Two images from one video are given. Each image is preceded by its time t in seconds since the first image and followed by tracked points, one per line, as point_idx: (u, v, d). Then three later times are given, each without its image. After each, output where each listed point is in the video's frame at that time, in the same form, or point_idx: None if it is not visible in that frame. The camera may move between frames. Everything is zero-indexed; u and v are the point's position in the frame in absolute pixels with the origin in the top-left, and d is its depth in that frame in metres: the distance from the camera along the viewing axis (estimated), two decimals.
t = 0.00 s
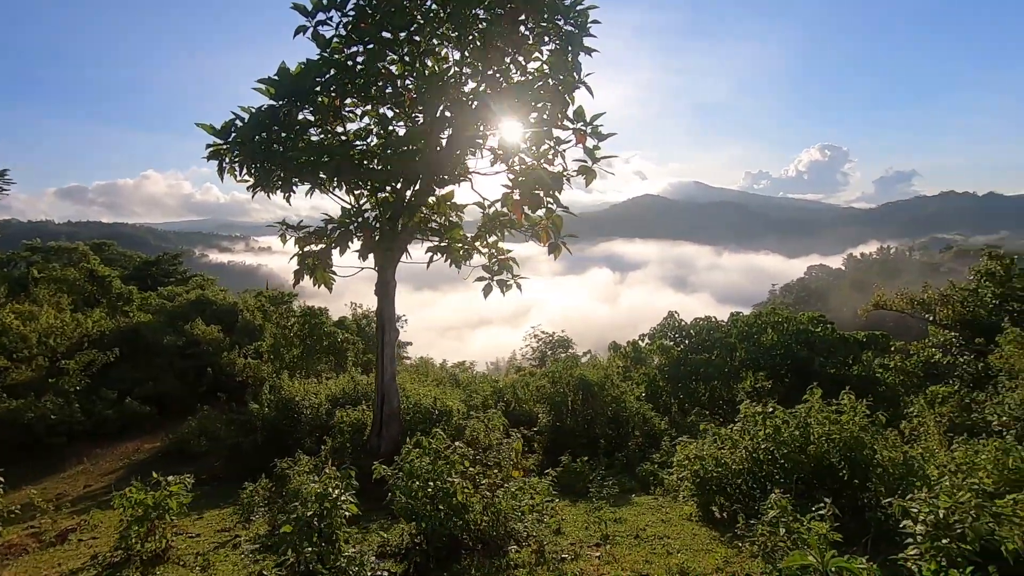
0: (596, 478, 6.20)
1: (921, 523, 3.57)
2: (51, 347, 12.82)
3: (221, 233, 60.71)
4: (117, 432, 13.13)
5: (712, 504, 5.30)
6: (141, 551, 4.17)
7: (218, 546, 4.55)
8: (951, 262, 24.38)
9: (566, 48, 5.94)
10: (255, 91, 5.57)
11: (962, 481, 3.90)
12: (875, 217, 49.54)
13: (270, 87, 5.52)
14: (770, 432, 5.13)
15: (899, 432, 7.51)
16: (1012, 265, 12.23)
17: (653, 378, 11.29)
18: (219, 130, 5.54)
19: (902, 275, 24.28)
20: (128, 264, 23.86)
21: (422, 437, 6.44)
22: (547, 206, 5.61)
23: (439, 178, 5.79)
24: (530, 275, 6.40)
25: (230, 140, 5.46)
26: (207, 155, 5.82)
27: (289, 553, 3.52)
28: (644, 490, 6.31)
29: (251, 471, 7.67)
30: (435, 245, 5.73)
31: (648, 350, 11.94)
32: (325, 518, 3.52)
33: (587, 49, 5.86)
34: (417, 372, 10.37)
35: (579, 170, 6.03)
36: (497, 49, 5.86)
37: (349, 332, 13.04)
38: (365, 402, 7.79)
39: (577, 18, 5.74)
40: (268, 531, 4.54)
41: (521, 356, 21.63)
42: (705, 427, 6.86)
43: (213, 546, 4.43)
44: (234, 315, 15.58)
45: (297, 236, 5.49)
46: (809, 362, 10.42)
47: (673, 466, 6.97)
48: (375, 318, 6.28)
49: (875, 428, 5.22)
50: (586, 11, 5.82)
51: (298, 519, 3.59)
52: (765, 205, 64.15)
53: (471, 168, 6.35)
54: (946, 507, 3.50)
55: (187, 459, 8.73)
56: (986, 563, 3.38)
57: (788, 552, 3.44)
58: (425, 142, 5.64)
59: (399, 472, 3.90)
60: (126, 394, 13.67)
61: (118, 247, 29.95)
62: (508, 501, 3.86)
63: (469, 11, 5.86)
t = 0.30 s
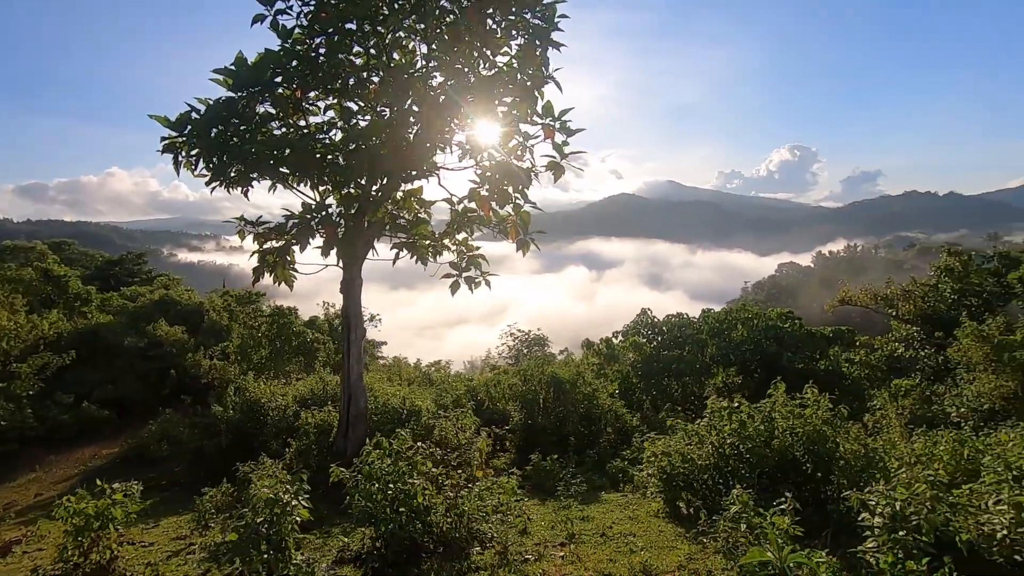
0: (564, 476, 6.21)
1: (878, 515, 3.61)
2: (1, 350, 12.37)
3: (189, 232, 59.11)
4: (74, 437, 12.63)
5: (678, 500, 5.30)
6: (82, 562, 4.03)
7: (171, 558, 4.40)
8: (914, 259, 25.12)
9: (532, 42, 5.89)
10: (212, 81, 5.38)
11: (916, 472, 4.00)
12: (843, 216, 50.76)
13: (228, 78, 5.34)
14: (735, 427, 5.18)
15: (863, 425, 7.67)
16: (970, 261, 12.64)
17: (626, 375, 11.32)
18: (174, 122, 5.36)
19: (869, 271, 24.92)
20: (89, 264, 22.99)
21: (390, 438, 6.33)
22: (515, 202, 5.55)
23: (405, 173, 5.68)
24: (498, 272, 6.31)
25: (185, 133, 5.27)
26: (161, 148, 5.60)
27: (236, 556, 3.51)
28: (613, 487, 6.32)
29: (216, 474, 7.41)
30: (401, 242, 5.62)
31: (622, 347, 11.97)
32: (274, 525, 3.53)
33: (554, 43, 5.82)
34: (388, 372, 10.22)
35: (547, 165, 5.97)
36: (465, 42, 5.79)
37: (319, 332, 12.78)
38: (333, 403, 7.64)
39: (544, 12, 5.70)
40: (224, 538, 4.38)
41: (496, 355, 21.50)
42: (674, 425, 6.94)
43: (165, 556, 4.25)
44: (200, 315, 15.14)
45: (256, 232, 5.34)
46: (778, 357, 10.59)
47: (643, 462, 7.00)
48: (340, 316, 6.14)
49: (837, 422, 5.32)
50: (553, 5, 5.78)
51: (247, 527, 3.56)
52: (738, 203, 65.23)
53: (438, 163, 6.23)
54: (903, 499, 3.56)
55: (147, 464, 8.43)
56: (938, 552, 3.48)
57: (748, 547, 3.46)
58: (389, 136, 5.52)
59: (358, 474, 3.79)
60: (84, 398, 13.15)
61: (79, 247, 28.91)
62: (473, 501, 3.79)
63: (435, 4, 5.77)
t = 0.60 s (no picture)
0: (541, 486, 6.24)
1: (848, 530, 3.58)
2: None
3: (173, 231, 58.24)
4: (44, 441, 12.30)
5: (653, 509, 5.27)
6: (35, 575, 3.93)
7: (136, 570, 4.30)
8: (897, 267, 25.44)
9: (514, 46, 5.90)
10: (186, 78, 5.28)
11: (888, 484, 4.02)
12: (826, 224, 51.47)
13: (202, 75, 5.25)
14: (711, 436, 5.20)
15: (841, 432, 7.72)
16: (948, 270, 12.83)
17: (610, 381, 11.27)
18: (145, 120, 5.24)
19: (851, 279, 25.21)
20: (66, 264, 22.50)
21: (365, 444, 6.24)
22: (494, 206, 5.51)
23: (383, 175, 5.60)
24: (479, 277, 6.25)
25: (157, 131, 5.17)
26: (133, 145, 5.49)
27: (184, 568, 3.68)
28: (590, 496, 6.30)
29: (186, 481, 7.18)
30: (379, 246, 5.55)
31: (606, 352, 11.93)
32: (228, 540, 3.65)
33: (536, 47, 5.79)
34: (369, 377, 10.11)
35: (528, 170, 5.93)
36: (446, 44, 5.76)
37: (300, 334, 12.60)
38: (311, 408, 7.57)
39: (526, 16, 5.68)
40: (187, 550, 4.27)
41: (482, 358, 21.32)
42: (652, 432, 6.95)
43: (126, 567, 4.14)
44: (179, 317, 14.87)
45: (228, 234, 5.26)
46: (760, 364, 10.65)
47: (622, 470, 6.99)
48: (317, 320, 6.06)
49: (814, 432, 5.40)
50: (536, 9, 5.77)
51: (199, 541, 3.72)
52: (725, 210, 65.87)
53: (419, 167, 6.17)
54: (873, 514, 3.57)
55: (119, 470, 8.20)
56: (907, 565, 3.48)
57: (717, 562, 3.44)
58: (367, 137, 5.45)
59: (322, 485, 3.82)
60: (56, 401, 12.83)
61: (57, 245, 28.23)
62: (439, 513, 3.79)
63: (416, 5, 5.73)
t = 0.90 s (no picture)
0: (525, 492, 6.29)
1: (824, 538, 3.65)
2: None
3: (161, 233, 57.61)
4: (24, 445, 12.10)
5: (635, 516, 5.32)
6: None
7: None
8: (885, 272, 25.67)
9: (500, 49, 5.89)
10: (167, 78, 5.24)
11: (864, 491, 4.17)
12: (815, 229, 51.91)
13: (182, 75, 5.22)
14: (692, 441, 5.26)
15: (826, 436, 7.76)
16: (933, 275, 12.96)
17: (598, 385, 11.25)
18: (124, 120, 5.20)
19: (840, 284, 25.38)
20: (50, 266, 22.16)
21: (348, 448, 6.19)
22: (479, 210, 5.51)
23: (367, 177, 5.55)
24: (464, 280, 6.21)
25: (136, 131, 5.12)
26: (112, 145, 5.43)
27: None
28: (573, 501, 6.31)
29: (166, 486, 7.06)
30: (362, 248, 5.51)
31: (594, 356, 11.92)
32: (193, 550, 3.57)
33: (522, 50, 5.78)
34: (356, 380, 10.05)
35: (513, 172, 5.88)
36: (432, 47, 5.75)
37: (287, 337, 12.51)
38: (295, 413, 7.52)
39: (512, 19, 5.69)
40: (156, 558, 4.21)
41: (473, 362, 20.95)
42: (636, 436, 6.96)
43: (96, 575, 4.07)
44: (164, 319, 14.71)
45: (208, 236, 5.24)
46: (747, 368, 10.68)
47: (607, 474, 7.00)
48: (300, 323, 6.03)
49: (795, 437, 5.50)
50: (522, 13, 5.77)
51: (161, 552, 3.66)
52: (716, 215, 66.25)
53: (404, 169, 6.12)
54: (848, 522, 3.61)
55: (99, 475, 8.06)
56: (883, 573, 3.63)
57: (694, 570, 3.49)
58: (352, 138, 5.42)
59: (295, 491, 3.85)
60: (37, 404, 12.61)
61: (42, 246, 27.83)
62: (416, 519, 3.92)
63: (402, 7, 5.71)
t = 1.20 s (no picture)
0: (518, 492, 6.33)
1: (806, 541, 3.65)
2: None
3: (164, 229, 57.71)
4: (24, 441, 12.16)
5: (625, 516, 5.36)
6: None
7: None
8: (888, 271, 25.43)
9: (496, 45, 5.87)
10: (159, 75, 5.24)
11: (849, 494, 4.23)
12: (819, 227, 51.64)
13: (175, 72, 5.22)
14: (683, 441, 5.32)
15: (822, 436, 7.73)
16: (933, 274, 12.88)
17: (596, 383, 11.21)
18: (116, 117, 5.21)
19: (843, 282, 25.25)
20: (52, 261, 22.22)
21: (341, 446, 6.22)
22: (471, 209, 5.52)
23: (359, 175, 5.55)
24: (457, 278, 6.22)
25: (127, 128, 5.14)
26: (105, 142, 5.44)
27: None
28: (565, 500, 6.34)
29: (161, 483, 7.07)
30: (355, 245, 5.53)
31: (593, 354, 11.90)
32: (172, 549, 3.57)
33: (516, 47, 5.76)
34: (353, 378, 10.07)
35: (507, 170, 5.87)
36: (425, 43, 5.73)
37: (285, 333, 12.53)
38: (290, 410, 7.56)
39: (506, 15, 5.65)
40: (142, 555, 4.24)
41: (475, 358, 20.91)
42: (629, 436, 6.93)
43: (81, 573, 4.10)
44: (164, 315, 14.75)
45: (199, 234, 5.30)
46: (745, 366, 10.64)
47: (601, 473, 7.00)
48: (293, 320, 6.05)
49: (785, 437, 5.58)
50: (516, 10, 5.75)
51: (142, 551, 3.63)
52: (719, 213, 66.05)
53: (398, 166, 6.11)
54: (830, 525, 3.62)
55: (96, 471, 8.09)
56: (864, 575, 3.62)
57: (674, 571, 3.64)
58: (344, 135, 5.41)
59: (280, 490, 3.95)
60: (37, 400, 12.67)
61: (45, 242, 27.93)
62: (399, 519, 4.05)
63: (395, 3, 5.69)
